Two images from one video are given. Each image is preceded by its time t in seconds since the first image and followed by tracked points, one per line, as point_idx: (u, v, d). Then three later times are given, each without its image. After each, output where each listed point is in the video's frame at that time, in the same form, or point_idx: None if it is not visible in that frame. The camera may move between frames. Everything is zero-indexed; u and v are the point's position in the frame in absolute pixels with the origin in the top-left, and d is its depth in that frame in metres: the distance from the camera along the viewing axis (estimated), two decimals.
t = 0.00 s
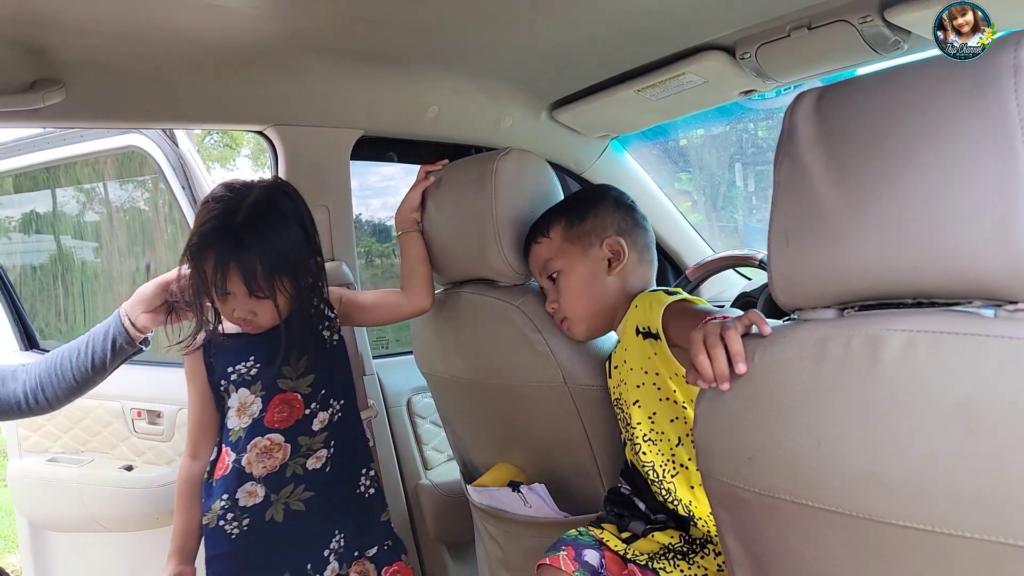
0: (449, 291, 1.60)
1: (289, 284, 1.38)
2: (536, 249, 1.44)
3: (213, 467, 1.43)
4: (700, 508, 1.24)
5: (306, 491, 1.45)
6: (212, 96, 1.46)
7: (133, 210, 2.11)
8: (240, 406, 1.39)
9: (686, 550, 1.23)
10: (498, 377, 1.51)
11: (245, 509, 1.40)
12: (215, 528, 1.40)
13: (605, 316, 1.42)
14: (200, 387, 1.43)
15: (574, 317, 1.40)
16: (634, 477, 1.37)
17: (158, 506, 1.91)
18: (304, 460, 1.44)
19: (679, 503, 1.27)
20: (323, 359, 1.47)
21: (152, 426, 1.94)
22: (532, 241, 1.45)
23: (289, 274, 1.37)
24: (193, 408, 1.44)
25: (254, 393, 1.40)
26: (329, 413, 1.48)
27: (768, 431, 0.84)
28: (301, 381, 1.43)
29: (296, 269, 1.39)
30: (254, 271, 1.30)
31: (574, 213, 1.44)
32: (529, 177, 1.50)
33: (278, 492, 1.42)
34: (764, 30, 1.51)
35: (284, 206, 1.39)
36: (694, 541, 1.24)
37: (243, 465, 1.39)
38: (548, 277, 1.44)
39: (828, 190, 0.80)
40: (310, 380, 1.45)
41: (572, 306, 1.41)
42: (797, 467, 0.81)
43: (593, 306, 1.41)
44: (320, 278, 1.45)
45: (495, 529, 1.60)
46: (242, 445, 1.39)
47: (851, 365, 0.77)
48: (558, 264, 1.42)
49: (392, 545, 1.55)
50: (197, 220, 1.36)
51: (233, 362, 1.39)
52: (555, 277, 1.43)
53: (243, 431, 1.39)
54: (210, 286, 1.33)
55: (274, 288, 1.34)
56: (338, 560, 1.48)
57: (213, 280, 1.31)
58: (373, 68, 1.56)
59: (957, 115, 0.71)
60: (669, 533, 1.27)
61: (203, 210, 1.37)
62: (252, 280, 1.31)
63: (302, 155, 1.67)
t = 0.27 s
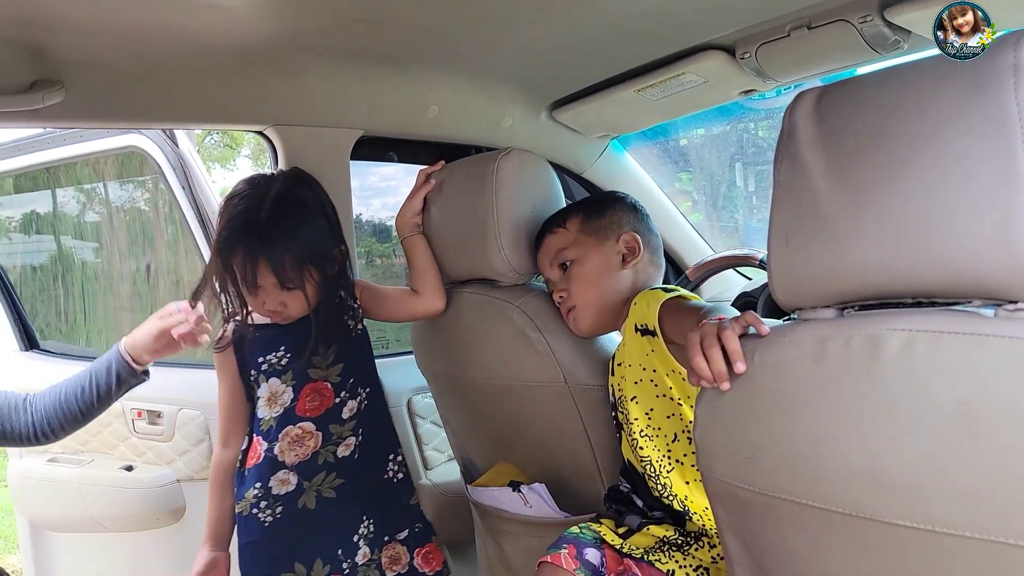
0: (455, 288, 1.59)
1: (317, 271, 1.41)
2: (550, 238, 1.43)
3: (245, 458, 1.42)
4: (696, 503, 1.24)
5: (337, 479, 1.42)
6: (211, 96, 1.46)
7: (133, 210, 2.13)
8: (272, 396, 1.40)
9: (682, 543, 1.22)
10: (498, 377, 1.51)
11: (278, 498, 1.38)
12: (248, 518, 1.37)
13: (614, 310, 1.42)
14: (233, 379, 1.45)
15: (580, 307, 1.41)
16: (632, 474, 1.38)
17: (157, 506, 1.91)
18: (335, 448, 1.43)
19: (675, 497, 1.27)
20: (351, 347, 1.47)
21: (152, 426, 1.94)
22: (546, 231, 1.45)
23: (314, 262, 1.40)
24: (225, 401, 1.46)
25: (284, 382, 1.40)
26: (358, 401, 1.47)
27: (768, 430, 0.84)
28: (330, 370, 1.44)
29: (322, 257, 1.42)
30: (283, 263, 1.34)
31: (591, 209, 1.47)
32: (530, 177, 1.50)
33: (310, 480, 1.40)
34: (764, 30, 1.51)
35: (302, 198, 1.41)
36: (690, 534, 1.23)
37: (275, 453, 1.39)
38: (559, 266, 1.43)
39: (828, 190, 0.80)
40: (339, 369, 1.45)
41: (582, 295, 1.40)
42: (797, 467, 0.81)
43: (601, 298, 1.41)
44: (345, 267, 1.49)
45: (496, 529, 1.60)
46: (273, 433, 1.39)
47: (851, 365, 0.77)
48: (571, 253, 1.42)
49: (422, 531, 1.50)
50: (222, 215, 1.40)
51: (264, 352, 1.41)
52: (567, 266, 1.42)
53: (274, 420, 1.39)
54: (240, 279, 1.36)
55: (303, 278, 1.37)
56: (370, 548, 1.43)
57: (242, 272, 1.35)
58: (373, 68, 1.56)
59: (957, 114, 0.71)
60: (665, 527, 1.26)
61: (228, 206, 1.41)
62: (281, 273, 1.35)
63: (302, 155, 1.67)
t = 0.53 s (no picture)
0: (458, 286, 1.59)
1: (331, 254, 1.42)
2: (547, 247, 1.42)
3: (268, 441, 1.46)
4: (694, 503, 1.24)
5: (356, 467, 1.44)
6: (211, 96, 1.46)
7: (133, 210, 2.07)
8: (292, 381, 1.42)
9: (681, 542, 1.22)
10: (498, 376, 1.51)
11: (296, 482, 1.40)
12: (268, 502, 1.40)
13: (615, 314, 1.42)
14: (260, 362, 1.49)
15: (584, 314, 1.41)
16: (631, 473, 1.38)
17: (156, 506, 1.91)
18: (353, 437, 1.44)
19: (675, 497, 1.26)
20: (372, 339, 1.49)
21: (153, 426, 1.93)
22: (542, 238, 1.44)
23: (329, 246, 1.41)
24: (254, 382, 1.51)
25: (304, 369, 1.43)
26: (378, 392, 1.49)
27: (767, 429, 0.84)
28: (351, 359, 1.46)
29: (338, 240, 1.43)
30: (291, 243, 1.35)
31: (585, 210, 1.45)
32: (529, 176, 1.49)
33: (328, 466, 1.42)
34: (763, 29, 1.51)
35: (321, 183, 1.43)
36: (689, 534, 1.24)
37: (295, 438, 1.41)
38: (558, 273, 1.43)
39: (827, 188, 0.80)
40: (359, 359, 1.47)
41: (584, 302, 1.40)
42: (796, 465, 0.81)
43: (603, 303, 1.41)
44: (365, 252, 1.50)
45: (496, 528, 1.60)
46: (294, 419, 1.41)
47: (849, 363, 0.77)
48: (569, 260, 1.41)
49: (440, 526, 1.52)
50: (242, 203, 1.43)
51: (287, 338, 1.44)
52: (566, 273, 1.42)
53: (294, 406, 1.41)
54: (258, 264, 1.40)
55: (314, 259, 1.38)
56: (387, 537, 1.46)
57: (258, 256, 1.38)
58: (372, 67, 1.57)
59: (955, 112, 0.71)
60: (664, 526, 1.27)
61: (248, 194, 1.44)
62: (291, 253, 1.36)
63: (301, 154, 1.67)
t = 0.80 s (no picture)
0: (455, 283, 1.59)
1: (346, 242, 1.42)
2: (547, 245, 1.42)
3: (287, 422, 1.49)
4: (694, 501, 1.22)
5: (367, 450, 1.46)
6: (209, 93, 1.46)
7: (132, 210, 2.07)
8: (304, 364, 1.45)
9: (682, 541, 1.22)
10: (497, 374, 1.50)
11: (309, 463, 1.42)
12: (284, 481, 1.43)
13: (617, 312, 1.41)
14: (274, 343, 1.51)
15: (585, 313, 1.40)
16: (632, 472, 1.38)
17: (156, 506, 1.89)
18: (365, 421, 1.46)
19: (675, 495, 1.25)
20: (383, 324, 1.51)
21: (151, 425, 1.93)
22: (543, 237, 1.43)
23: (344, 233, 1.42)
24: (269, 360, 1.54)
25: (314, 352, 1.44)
26: (390, 376, 1.51)
27: (767, 427, 0.83)
28: (362, 344, 1.47)
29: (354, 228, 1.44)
30: (305, 226, 1.36)
31: (584, 207, 1.45)
32: (528, 173, 1.49)
33: (340, 448, 1.44)
34: (763, 26, 1.51)
35: (343, 171, 1.44)
36: (690, 532, 1.23)
37: (307, 420, 1.43)
38: (559, 271, 1.42)
39: (827, 185, 0.79)
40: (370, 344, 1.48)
41: (586, 300, 1.40)
42: (796, 463, 0.81)
43: (604, 300, 1.40)
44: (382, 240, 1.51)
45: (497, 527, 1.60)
46: (307, 402, 1.44)
47: (850, 361, 0.77)
48: (570, 258, 1.41)
49: (447, 512, 1.57)
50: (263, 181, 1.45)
51: (298, 323, 1.46)
52: (567, 271, 1.41)
53: (307, 388, 1.43)
54: (274, 243, 1.41)
55: (328, 244, 1.39)
56: (397, 520, 1.49)
57: (274, 235, 1.39)
58: (371, 65, 1.56)
59: (956, 107, 0.70)
60: (665, 525, 1.26)
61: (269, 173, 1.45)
62: (305, 236, 1.37)
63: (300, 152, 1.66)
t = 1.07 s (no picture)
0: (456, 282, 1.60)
1: (346, 237, 1.46)
2: (546, 242, 1.42)
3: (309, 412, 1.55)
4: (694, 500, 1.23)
5: (376, 446, 1.47)
6: (209, 92, 1.46)
7: (132, 209, 2.07)
8: (317, 359, 1.48)
9: (682, 540, 1.22)
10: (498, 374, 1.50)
11: (320, 456, 1.45)
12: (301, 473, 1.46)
13: (615, 310, 1.40)
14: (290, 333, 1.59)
15: (582, 310, 1.40)
16: (631, 471, 1.38)
17: (156, 506, 1.89)
18: (373, 416, 1.47)
19: (675, 494, 1.26)
20: (396, 323, 1.53)
21: (152, 425, 1.93)
22: (542, 235, 1.44)
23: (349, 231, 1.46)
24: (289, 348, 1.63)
25: (326, 347, 1.48)
26: (400, 373, 1.52)
27: (768, 425, 0.83)
28: (371, 342, 1.49)
29: (363, 228, 1.48)
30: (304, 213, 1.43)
31: (584, 206, 1.45)
32: (529, 172, 1.49)
33: (350, 443, 1.45)
34: (763, 24, 1.51)
35: (362, 174, 1.48)
36: (690, 531, 1.23)
37: (319, 414, 1.46)
38: (557, 268, 1.42)
39: (827, 183, 0.79)
40: (380, 341, 1.50)
41: (583, 297, 1.39)
42: (797, 462, 0.81)
43: (603, 299, 1.39)
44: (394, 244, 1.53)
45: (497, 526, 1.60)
46: (319, 396, 1.47)
47: (850, 360, 0.77)
48: (568, 255, 1.41)
49: (456, 510, 1.57)
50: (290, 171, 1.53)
51: (314, 318, 1.50)
52: (565, 269, 1.41)
53: (318, 381, 1.46)
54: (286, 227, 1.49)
55: (325, 234, 1.44)
56: (407, 516, 1.49)
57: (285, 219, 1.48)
58: (372, 64, 1.56)
59: (956, 106, 0.70)
60: (665, 523, 1.26)
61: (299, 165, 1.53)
62: (305, 223, 1.44)
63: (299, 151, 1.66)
